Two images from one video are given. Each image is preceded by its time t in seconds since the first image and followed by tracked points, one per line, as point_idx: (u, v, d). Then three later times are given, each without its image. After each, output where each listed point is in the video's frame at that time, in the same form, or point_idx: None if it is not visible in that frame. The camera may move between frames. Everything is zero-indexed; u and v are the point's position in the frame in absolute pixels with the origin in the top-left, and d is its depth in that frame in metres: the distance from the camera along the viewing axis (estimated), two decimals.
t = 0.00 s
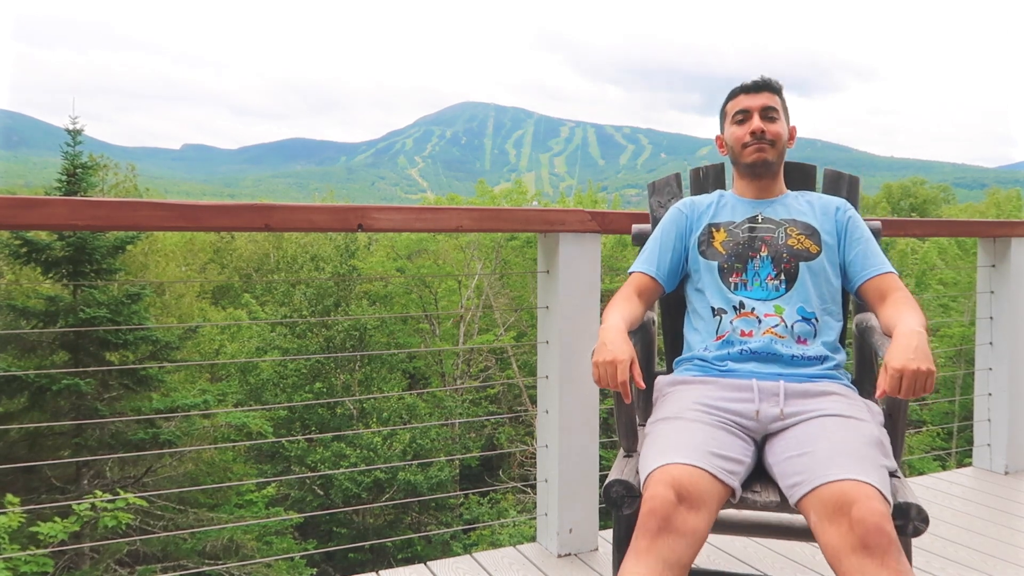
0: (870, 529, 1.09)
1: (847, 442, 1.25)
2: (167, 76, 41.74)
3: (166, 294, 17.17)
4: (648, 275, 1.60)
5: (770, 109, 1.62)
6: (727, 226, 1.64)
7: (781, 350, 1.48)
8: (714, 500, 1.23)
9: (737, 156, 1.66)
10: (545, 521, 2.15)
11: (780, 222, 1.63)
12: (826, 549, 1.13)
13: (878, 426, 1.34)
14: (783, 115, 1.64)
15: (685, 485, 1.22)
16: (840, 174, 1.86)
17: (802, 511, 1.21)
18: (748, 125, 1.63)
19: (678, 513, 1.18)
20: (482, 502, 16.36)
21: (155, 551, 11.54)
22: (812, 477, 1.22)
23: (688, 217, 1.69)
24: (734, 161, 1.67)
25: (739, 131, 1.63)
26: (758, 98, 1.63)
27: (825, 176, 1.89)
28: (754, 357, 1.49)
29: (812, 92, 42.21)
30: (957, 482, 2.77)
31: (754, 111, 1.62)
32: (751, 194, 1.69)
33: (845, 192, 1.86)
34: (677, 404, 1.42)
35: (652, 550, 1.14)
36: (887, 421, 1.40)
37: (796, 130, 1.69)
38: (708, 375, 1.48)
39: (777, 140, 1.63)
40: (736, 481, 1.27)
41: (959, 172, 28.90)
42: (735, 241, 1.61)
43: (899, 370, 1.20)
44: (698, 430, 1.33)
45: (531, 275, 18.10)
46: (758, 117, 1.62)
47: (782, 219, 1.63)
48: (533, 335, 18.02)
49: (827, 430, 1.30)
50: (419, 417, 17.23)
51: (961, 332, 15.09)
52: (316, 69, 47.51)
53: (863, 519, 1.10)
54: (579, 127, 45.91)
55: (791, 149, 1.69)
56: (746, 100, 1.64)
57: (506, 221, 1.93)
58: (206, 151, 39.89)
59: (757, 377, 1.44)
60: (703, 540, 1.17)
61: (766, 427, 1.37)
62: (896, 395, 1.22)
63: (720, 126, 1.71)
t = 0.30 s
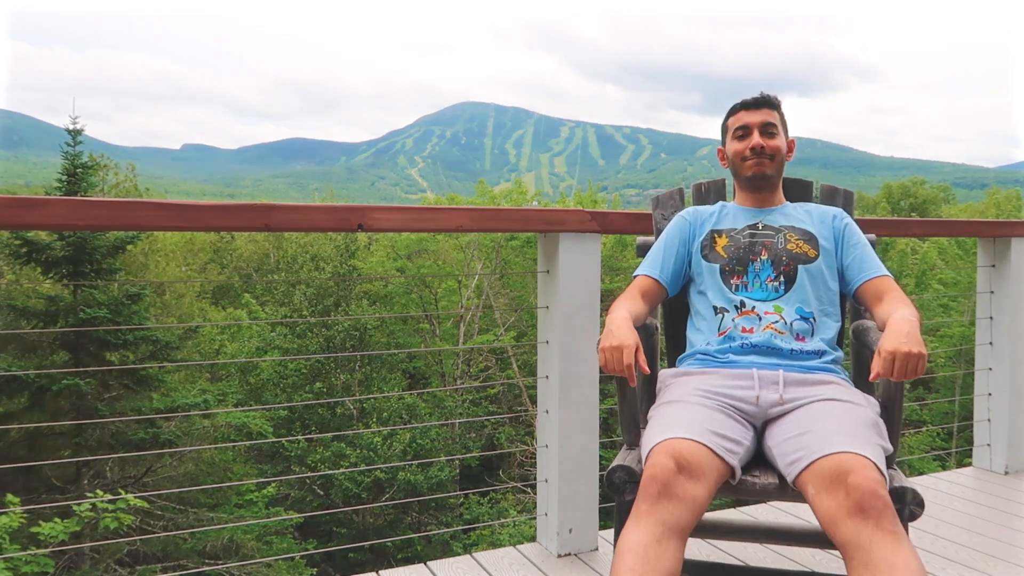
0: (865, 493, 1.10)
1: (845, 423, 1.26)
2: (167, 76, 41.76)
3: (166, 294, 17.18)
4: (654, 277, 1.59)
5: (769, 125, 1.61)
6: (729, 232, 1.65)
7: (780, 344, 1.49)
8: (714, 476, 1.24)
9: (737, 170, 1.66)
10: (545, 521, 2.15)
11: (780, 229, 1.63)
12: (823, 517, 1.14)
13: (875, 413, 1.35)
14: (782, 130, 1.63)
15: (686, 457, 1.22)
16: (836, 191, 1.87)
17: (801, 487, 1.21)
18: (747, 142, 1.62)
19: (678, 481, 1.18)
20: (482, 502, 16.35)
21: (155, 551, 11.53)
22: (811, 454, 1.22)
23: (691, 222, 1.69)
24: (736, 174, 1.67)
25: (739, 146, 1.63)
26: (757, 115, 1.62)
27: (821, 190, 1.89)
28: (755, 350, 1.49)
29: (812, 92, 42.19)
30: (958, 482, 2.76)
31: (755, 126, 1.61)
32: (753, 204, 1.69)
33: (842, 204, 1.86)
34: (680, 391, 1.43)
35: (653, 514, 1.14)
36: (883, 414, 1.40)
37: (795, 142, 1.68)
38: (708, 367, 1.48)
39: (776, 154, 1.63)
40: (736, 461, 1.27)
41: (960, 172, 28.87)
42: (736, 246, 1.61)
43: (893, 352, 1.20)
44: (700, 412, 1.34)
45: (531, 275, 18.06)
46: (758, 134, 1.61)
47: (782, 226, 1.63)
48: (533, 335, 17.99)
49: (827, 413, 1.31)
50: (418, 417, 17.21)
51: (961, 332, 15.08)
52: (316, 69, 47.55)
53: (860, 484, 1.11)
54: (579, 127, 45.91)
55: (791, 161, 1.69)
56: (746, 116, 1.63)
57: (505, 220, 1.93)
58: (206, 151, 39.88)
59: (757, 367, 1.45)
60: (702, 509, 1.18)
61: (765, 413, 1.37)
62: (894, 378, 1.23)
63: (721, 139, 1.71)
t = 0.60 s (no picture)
0: (865, 496, 1.10)
1: (843, 423, 1.26)
2: (167, 76, 41.76)
3: (166, 294, 17.19)
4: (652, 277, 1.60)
5: (764, 126, 1.60)
6: (727, 234, 1.64)
7: (779, 344, 1.48)
8: (714, 476, 1.24)
9: (734, 173, 1.65)
10: (545, 521, 2.15)
11: (778, 229, 1.63)
12: (822, 519, 1.13)
13: (875, 413, 1.35)
14: (777, 129, 1.61)
15: (684, 458, 1.22)
16: (835, 191, 1.86)
17: (801, 488, 1.21)
18: (742, 146, 1.61)
19: (676, 484, 1.18)
20: (482, 502, 16.36)
21: (155, 551, 11.52)
22: (810, 455, 1.22)
23: (688, 223, 1.68)
24: (732, 176, 1.67)
25: (733, 150, 1.62)
26: (752, 117, 1.60)
27: (821, 189, 1.89)
28: (753, 351, 1.49)
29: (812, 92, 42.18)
30: (957, 482, 2.77)
31: (749, 130, 1.59)
32: (751, 206, 1.68)
33: (842, 204, 1.87)
34: (679, 392, 1.43)
35: (650, 516, 1.14)
36: (883, 414, 1.40)
37: (791, 139, 1.67)
38: (707, 368, 1.48)
39: (773, 156, 1.62)
40: (735, 461, 1.27)
41: (960, 172, 28.85)
42: (733, 248, 1.62)
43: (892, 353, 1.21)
44: (698, 414, 1.34)
45: (531, 275, 18.05)
46: (752, 138, 1.60)
47: (778, 227, 1.64)
48: (533, 335, 17.99)
49: (825, 413, 1.31)
50: (418, 417, 17.20)
51: (961, 332, 15.07)
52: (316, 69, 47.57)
53: (860, 487, 1.11)
54: (579, 127, 45.91)
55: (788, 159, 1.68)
56: (740, 118, 1.61)
57: (504, 221, 1.93)
58: (206, 151, 39.85)
59: (756, 368, 1.45)
60: (700, 510, 1.18)
61: (764, 413, 1.37)
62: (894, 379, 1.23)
63: (716, 141, 1.69)
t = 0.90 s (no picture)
0: (871, 534, 1.08)
1: (848, 445, 1.26)
2: (167, 76, 41.80)
3: (166, 294, 17.20)
4: (645, 273, 1.63)
5: (763, 110, 1.59)
6: (727, 227, 1.65)
7: (781, 350, 1.48)
8: (713, 502, 1.23)
9: (732, 160, 1.65)
10: (545, 521, 2.15)
11: (780, 223, 1.63)
12: (828, 553, 1.13)
13: (880, 427, 1.35)
14: (777, 113, 1.61)
15: (683, 488, 1.22)
16: (838, 172, 1.87)
17: (805, 513, 1.21)
18: (740, 129, 1.60)
19: (676, 516, 1.17)
20: (482, 502, 16.37)
21: (155, 551, 11.52)
22: (814, 481, 1.22)
23: (682, 221, 1.70)
24: (731, 162, 1.66)
25: (732, 133, 1.61)
26: (751, 100, 1.60)
27: (825, 172, 1.90)
28: (754, 357, 1.49)
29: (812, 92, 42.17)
30: (959, 482, 2.76)
31: (748, 112, 1.59)
32: (750, 196, 1.68)
33: (846, 190, 1.87)
34: (678, 406, 1.42)
35: (649, 554, 1.13)
36: (887, 421, 1.41)
37: (792, 126, 1.67)
38: (708, 377, 1.48)
39: (772, 142, 1.60)
40: (737, 484, 1.27)
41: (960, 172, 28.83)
42: (734, 242, 1.62)
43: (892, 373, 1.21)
44: (697, 432, 1.34)
45: (531, 275, 18.06)
46: (751, 121, 1.59)
47: (780, 220, 1.64)
48: (533, 335, 17.98)
49: (827, 433, 1.31)
50: (418, 417, 17.21)
51: (961, 332, 15.08)
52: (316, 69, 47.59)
53: (866, 523, 1.09)
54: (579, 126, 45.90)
55: (787, 146, 1.67)
56: (738, 102, 1.61)
57: (505, 221, 1.93)
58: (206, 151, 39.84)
59: (757, 378, 1.45)
60: (701, 545, 1.17)
61: (766, 428, 1.38)
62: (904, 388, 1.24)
63: (714, 125, 1.69)
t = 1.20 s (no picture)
0: (873, 542, 1.08)
1: (849, 449, 1.26)
2: (167, 76, 41.80)
3: (166, 294, 17.20)
4: (645, 270, 1.63)
5: (762, 103, 1.59)
6: (725, 223, 1.65)
7: (781, 351, 1.48)
8: (714, 508, 1.23)
9: (730, 154, 1.65)
10: (545, 521, 2.15)
11: (779, 218, 1.63)
12: (828, 561, 1.12)
13: (880, 431, 1.34)
14: (775, 108, 1.61)
15: (684, 495, 1.21)
16: (839, 166, 1.86)
17: (805, 519, 1.21)
18: (739, 122, 1.59)
19: (677, 525, 1.17)
20: (482, 502, 16.39)
21: (155, 551, 11.52)
22: (813, 488, 1.22)
23: (682, 217, 1.69)
24: (729, 157, 1.66)
25: (729, 127, 1.61)
26: (749, 92, 1.59)
27: (825, 165, 1.89)
28: (754, 359, 1.48)
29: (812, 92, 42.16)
30: (958, 482, 2.77)
31: (745, 107, 1.59)
32: (749, 191, 1.69)
33: (846, 184, 1.87)
34: (676, 410, 1.42)
35: (650, 562, 1.13)
36: (888, 422, 1.41)
37: (792, 119, 1.67)
38: (708, 378, 1.47)
39: (770, 135, 1.60)
40: (736, 488, 1.27)
41: (960, 172, 28.83)
42: (733, 239, 1.62)
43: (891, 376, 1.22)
44: (697, 435, 1.33)
45: (531, 275, 18.06)
46: (749, 115, 1.59)
47: (779, 215, 1.64)
48: (533, 335, 17.99)
49: (828, 437, 1.31)
50: (418, 417, 17.19)
51: (961, 332, 15.09)
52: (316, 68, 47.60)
53: (866, 532, 1.09)
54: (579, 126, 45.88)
55: (786, 141, 1.67)
56: (737, 94, 1.61)
57: (504, 221, 1.93)
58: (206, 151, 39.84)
59: (757, 380, 1.44)
60: (702, 551, 1.17)
61: (767, 432, 1.38)
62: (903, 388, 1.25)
63: (712, 121, 1.69)
